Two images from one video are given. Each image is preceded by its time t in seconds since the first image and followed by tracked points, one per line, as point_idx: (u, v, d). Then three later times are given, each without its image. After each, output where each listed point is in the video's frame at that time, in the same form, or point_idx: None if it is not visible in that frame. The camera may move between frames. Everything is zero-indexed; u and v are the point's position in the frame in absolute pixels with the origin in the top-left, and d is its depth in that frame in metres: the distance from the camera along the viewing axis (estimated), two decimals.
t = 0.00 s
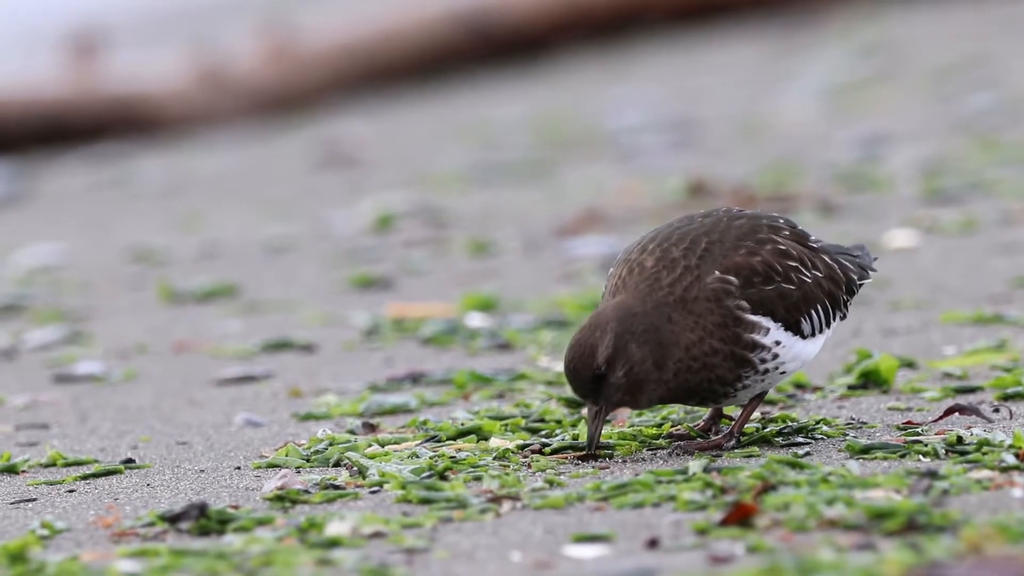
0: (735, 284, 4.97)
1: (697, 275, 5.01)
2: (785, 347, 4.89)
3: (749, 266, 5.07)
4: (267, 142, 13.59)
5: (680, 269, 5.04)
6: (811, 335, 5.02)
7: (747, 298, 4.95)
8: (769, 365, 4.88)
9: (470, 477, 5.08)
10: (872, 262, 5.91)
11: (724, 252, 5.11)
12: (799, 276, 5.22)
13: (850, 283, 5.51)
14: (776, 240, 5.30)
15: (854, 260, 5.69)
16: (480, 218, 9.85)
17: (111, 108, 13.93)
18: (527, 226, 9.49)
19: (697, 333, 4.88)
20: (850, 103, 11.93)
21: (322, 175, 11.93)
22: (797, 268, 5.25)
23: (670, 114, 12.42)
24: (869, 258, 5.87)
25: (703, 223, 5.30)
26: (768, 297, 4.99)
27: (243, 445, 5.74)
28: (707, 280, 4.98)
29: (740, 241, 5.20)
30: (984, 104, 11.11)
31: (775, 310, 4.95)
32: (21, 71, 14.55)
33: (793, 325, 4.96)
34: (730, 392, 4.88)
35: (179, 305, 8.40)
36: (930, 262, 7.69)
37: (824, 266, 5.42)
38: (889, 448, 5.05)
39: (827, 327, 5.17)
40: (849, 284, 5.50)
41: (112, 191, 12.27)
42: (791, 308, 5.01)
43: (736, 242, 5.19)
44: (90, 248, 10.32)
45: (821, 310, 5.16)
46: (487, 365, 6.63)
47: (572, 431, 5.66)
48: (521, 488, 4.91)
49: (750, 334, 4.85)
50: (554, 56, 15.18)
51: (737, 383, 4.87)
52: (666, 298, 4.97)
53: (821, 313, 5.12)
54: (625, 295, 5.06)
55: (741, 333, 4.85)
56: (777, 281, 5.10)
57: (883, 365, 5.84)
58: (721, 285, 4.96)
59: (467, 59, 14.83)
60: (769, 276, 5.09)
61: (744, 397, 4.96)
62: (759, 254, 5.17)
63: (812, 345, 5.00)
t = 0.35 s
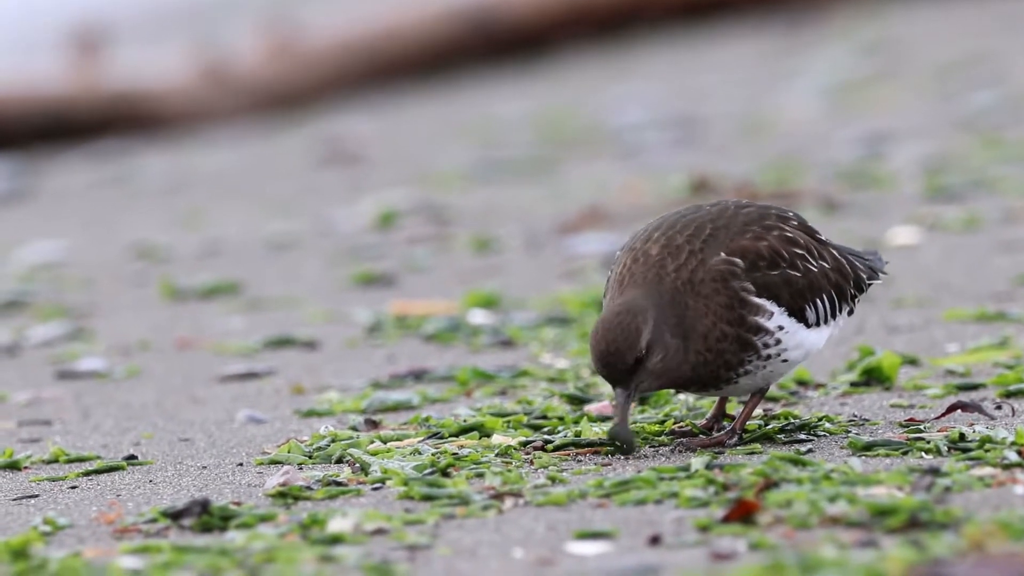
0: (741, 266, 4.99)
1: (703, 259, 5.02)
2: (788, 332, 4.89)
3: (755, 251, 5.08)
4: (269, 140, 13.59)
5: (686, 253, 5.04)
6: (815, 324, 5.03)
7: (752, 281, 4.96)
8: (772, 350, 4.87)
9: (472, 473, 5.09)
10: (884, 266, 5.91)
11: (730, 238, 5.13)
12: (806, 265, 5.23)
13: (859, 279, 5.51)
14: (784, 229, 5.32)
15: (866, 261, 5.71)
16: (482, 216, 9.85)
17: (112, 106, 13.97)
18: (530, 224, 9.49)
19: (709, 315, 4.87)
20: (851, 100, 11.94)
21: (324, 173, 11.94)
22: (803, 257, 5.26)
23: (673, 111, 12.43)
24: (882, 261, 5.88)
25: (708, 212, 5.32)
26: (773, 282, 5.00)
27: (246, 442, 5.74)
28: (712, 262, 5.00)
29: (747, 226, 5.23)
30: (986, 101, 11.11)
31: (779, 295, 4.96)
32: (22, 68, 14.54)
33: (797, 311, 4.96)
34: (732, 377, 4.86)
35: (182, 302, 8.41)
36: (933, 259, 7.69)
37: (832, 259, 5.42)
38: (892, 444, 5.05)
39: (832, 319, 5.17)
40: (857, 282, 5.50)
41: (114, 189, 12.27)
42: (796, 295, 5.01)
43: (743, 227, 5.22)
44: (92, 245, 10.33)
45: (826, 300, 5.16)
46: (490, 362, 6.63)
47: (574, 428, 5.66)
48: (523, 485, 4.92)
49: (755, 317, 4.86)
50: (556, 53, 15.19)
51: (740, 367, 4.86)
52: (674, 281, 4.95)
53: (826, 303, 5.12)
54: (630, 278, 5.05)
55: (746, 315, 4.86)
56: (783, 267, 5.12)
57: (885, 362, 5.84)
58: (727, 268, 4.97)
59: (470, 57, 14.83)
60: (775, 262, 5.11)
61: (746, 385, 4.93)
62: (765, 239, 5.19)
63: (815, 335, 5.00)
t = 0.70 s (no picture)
0: (739, 260, 5.03)
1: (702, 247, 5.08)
2: (778, 333, 4.86)
3: (751, 246, 5.12)
4: (269, 140, 13.58)
5: (681, 231, 5.10)
6: (808, 323, 5.01)
7: (747, 276, 4.98)
8: (759, 349, 4.85)
9: (471, 474, 5.09)
10: (881, 275, 5.91)
11: (728, 233, 5.18)
12: (800, 263, 5.24)
13: (853, 284, 5.51)
14: (779, 226, 5.36)
15: (863, 269, 5.71)
16: (482, 215, 9.85)
17: (113, 105, 13.96)
18: (530, 224, 9.49)
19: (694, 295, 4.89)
20: (851, 100, 11.94)
21: (324, 173, 11.93)
22: (798, 255, 5.28)
23: (673, 111, 12.43)
24: (880, 271, 5.88)
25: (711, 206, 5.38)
26: (766, 277, 5.02)
27: (244, 443, 5.74)
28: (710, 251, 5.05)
29: (743, 223, 5.27)
30: (987, 102, 11.11)
31: (773, 292, 4.96)
32: (22, 67, 14.52)
33: (790, 310, 4.96)
34: (714, 371, 4.84)
35: (181, 302, 8.40)
36: (932, 260, 7.69)
37: (828, 261, 5.44)
38: (891, 445, 5.06)
39: (825, 321, 5.15)
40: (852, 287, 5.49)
41: (113, 188, 12.26)
42: (789, 292, 5.02)
43: (741, 223, 5.28)
44: (92, 244, 10.32)
45: (820, 299, 5.15)
46: (489, 363, 6.63)
47: (573, 428, 5.66)
48: (522, 486, 4.92)
49: (747, 315, 4.85)
50: (558, 53, 15.21)
51: (723, 363, 4.84)
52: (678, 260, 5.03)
53: (819, 304, 5.12)
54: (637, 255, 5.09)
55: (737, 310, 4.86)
56: (778, 264, 5.14)
57: (884, 363, 5.84)
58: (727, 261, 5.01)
59: (470, 56, 14.83)
60: (770, 259, 5.13)
61: (728, 383, 4.90)
62: (762, 237, 5.23)
63: (806, 337, 4.97)
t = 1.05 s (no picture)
0: (753, 252, 5.05)
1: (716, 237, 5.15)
2: (785, 328, 4.86)
3: (765, 241, 5.14)
4: (270, 138, 13.58)
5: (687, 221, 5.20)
6: (815, 322, 5.01)
7: (759, 269, 4.99)
8: (765, 342, 4.85)
9: (473, 472, 5.09)
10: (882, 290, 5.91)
11: (743, 228, 5.20)
12: (811, 264, 5.24)
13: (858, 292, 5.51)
14: (793, 227, 5.37)
15: (866, 280, 5.71)
16: (484, 213, 9.85)
17: (114, 103, 13.94)
18: (531, 222, 9.49)
19: (698, 279, 4.96)
20: (852, 98, 11.94)
21: (325, 171, 11.93)
22: (809, 256, 5.29)
23: (675, 109, 12.43)
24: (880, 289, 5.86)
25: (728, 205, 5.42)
26: (778, 272, 5.03)
27: (247, 441, 5.74)
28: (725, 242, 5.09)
29: (759, 220, 5.29)
30: (989, 99, 11.11)
31: (784, 287, 4.97)
32: (22, 65, 14.52)
33: (799, 306, 4.96)
34: (716, 359, 4.86)
35: (183, 300, 8.40)
36: (934, 257, 7.69)
37: (837, 265, 5.44)
38: (893, 443, 5.06)
39: (831, 324, 5.15)
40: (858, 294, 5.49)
41: (114, 186, 12.26)
42: (800, 289, 5.03)
43: (756, 219, 5.30)
44: (93, 242, 10.31)
45: (827, 300, 5.15)
46: (491, 361, 6.63)
47: (576, 426, 5.65)
48: (524, 484, 4.92)
49: (754, 305, 4.86)
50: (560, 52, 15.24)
51: (726, 350, 4.85)
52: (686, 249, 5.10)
53: (827, 304, 5.12)
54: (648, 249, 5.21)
55: (746, 299, 4.87)
56: (789, 262, 5.14)
57: (886, 361, 5.84)
58: (737, 251, 5.03)
59: (471, 54, 14.83)
60: (783, 255, 5.14)
61: (732, 376, 4.90)
62: (776, 233, 5.24)
63: (812, 336, 4.96)
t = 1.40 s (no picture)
0: (746, 246, 5.04)
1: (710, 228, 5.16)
2: (774, 325, 4.85)
3: (761, 237, 5.12)
4: (268, 135, 13.57)
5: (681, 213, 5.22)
6: (808, 323, 5.00)
7: (751, 265, 4.98)
8: (753, 337, 4.85)
9: (471, 470, 5.09)
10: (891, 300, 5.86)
11: (740, 223, 5.19)
12: (807, 264, 5.23)
13: (860, 296, 5.48)
14: (793, 226, 5.35)
15: (874, 286, 5.70)
16: (481, 211, 9.84)
17: (112, 99, 13.92)
18: (529, 219, 9.49)
19: (686, 271, 4.98)
20: (850, 96, 11.94)
21: (323, 168, 11.93)
22: (807, 257, 5.27)
23: (672, 106, 12.42)
24: (890, 295, 5.83)
25: (729, 200, 5.41)
26: (771, 269, 5.02)
27: (244, 438, 5.74)
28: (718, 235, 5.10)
29: (757, 217, 5.28)
30: (986, 97, 11.10)
31: (777, 285, 4.95)
32: (22, 61, 14.51)
33: (791, 306, 4.95)
34: (704, 352, 4.87)
35: (180, 297, 8.40)
36: (931, 254, 7.69)
37: (837, 266, 5.43)
38: (890, 440, 5.06)
39: (827, 326, 5.13)
40: (858, 298, 5.47)
41: (112, 183, 12.25)
42: (793, 288, 5.02)
43: (755, 215, 5.30)
44: (91, 239, 10.31)
45: (823, 301, 5.14)
46: (488, 358, 6.63)
47: (573, 424, 5.65)
48: (521, 481, 4.92)
49: (743, 300, 4.86)
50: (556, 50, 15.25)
51: (715, 343, 4.86)
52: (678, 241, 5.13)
53: (822, 306, 5.11)
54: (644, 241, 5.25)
55: (735, 293, 4.87)
56: (785, 260, 5.13)
57: (884, 358, 5.84)
58: (729, 245, 5.03)
59: (470, 52, 14.83)
60: (778, 253, 5.13)
61: (720, 370, 4.90)
62: (774, 231, 5.24)
63: (804, 337, 4.95)
